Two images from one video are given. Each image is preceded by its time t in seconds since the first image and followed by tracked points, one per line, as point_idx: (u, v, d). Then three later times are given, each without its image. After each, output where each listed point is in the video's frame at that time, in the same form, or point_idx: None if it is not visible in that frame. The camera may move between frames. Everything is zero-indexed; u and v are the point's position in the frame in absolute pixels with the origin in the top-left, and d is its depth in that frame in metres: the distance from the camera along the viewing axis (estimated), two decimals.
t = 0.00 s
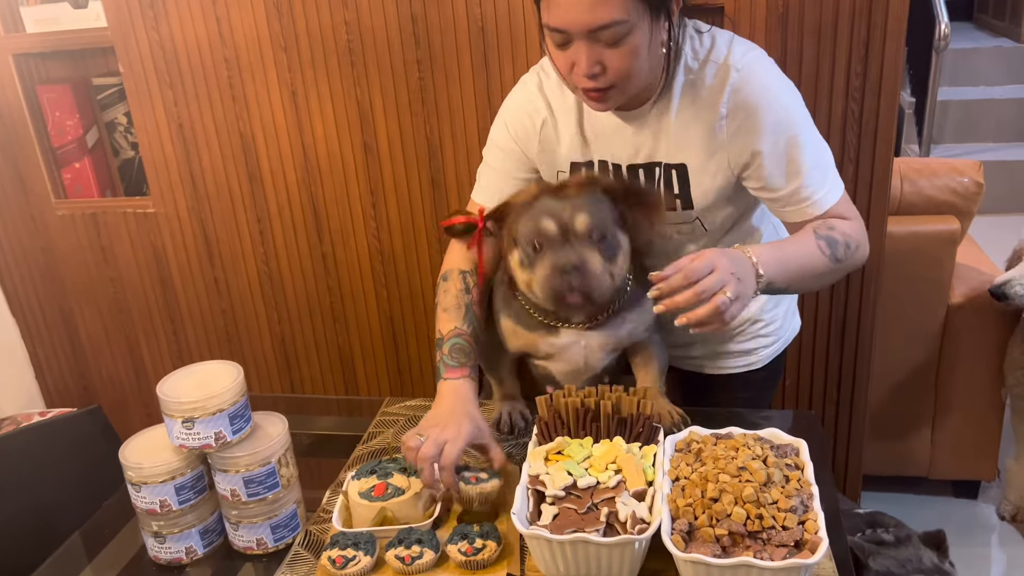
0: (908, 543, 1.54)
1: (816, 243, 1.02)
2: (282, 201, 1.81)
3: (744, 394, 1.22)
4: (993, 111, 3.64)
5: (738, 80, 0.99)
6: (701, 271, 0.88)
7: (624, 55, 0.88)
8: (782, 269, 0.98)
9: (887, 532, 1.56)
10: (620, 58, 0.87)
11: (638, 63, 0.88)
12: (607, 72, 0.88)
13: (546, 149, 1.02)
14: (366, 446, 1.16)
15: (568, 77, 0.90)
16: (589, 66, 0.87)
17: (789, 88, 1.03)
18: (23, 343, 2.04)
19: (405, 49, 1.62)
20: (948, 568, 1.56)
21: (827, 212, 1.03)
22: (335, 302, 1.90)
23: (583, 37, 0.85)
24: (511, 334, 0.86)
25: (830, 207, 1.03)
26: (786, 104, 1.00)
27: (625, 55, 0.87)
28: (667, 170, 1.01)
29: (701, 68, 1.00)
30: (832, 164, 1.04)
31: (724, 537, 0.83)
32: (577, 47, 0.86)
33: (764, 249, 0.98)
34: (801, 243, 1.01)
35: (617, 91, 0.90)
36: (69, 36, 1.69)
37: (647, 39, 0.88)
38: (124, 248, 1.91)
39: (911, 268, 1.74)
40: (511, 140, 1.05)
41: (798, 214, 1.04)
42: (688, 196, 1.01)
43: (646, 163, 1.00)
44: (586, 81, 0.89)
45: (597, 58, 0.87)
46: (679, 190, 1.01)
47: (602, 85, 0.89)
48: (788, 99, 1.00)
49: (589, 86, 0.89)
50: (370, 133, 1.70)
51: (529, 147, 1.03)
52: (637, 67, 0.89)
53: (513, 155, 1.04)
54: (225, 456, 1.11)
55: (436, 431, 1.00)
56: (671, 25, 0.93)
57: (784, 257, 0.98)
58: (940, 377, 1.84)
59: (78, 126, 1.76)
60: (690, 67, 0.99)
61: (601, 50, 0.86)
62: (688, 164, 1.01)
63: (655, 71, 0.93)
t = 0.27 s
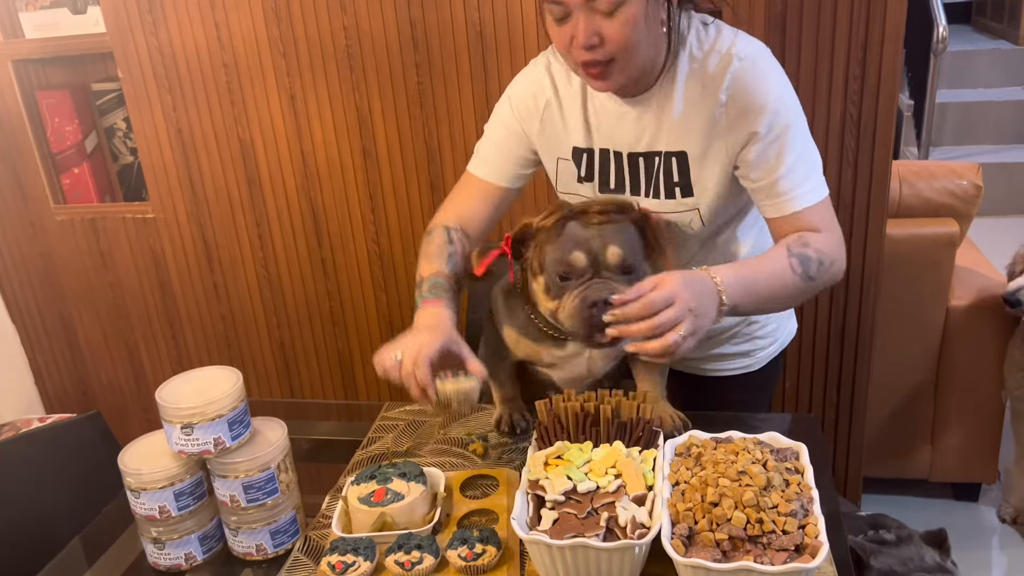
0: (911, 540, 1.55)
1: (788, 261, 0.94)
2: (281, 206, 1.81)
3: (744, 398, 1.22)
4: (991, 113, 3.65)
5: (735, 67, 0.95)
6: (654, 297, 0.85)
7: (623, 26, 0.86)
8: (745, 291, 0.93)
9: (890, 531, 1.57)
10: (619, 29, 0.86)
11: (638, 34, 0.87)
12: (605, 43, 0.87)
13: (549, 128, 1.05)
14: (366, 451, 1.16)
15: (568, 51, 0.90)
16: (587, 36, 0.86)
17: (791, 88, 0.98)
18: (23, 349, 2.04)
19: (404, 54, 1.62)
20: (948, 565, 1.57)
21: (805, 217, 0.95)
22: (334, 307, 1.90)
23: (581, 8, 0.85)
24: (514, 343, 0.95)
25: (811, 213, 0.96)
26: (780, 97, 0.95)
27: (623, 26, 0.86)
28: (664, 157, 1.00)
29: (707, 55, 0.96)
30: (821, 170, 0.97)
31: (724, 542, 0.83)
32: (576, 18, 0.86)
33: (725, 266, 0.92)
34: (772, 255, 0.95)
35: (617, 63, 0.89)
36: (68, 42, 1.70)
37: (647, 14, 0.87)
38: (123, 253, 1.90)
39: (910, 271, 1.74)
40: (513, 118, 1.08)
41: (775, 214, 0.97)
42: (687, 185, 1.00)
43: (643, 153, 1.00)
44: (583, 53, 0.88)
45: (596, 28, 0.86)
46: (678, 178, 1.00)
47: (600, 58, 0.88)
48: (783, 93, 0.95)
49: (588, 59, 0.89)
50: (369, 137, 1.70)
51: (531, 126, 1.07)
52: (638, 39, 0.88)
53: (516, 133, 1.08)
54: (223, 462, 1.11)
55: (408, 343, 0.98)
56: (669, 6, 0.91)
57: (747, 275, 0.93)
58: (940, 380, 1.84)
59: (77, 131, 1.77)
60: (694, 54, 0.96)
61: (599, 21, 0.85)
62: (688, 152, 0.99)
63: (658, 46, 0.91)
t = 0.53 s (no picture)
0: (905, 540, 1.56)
1: (729, 256, 0.89)
2: (282, 218, 1.81)
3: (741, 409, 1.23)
4: (990, 122, 3.66)
5: (727, 58, 0.97)
6: (543, 288, 0.86)
7: None
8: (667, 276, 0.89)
9: (885, 535, 1.57)
10: None
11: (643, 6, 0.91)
12: (611, 9, 0.91)
13: (552, 107, 1.11)
14: (369, 464, 1.16)
15: (574, 23, 0.93)
16: (594, 3, 0.90)
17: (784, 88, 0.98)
18: (24, 361, 2.04)
19: (405, 67, 1.63)
20: (943, 558, 1.59)
21: (762, 209, 0.93)
22: (335, 318, 1.90)
23: None
24: (507, 361, 1.04)
25: (770, 210, 0.93)
26: (765, 88, 0.95)
27: None
28: (655, 147, 1.04)
29: (706, 49, 0.98)
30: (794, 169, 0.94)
31: (725, 556, 0.84)
32: None
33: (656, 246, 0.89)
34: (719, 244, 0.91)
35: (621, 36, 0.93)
36: (69, 56, 1.71)
37: None
38: (124, 265, 1.91)
39: (909, 280, 1.74)
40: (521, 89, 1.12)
41: (737, 203, 0.95)
42: (676, 172, 1.04)
43: (637, 144, 1.05)
44: (593, 23, 0.92)
45: None
46: (667, 167, 1.04)
47: (607, 25, 0.91)
48: (769, 86, 0.95)
49: (595, 26, 0.92)
50: (369, 150, 1.71)
51: (536, 102, 1.12)
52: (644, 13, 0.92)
53: (521, 107, 1.13)
54: (225, 476, 1.11)
55: (425, 230, 1.02)
56: None
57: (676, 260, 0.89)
58: (940, 390, 1.84)
59: (79, 144, 1.78)
60: (695, 47, 0.99)
61: None
62: (677, 141, 1.02)
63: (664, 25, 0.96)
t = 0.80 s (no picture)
0: (904, 552, 1.56)
1: (698, 285, 0.92)
2: (284, 235, 1.82)
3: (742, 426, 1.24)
4: (989, 134, 3.67)
5: (722, 78, 0.97)
6: (508, 303, 0.89)
7: (631, 12, 0.93)
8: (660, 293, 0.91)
9: (883, 547, 1.57)
10: (626, 12, 0.92)
11: (645, 25, 0.93)
12: (613, 25, 0.93)
13: (553, 112, 1.12)
14: (371, 483, 1.17)
15: (577, 37, 0.96)
16: (597, 18, 0.93)
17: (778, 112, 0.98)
18: (28, 379, 2.05)
19: (406, 85, 1.64)
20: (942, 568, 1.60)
21: (739, 232, 0.94)
22: (337, 335, 1.91)
23: None
24: (490, 375, 1.07)
25: (747, 233, 0.94)
26: (756, 110, 0.95)
27: (632, 9, 0.92)
28: (649, 160, 1.04)
29: (704, 67, 0.99)
30: (776, 193, 0.95)
31: None
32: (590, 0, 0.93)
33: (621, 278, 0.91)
34: (689, 269, 0.93)
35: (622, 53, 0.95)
36: (74, 77, 1.72)
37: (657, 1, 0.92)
38: (127, 283, 1.92)
39: (909, 295, 1.75)
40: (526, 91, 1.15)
41: (715, 221, 0.96)
42: (668, 187, 1.05)
43: (633, 155, 1.05)
44: (594, 36, 0.94)
45: (606, 12, 0.93)
46: (660, 180, 1.05)
47: (608, 40, 0.93)
48: (761, 108, 0.96)
49: (597, 40, 0.94)
50: (371, 167, 1.72)
51: (540, 106, 1.13)
52: (647, 32, 0.94)
53: (525, 109, 1.15)
54: (229, 498, 1.12)
55: (417, 235, 1.02)
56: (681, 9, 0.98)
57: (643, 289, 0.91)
58: (941, 404, 1.85)
59: (83, 164, 1.79)
60: (693, 64, 1.00)
61: (609, 5, 0.92)
62: (671, 156, 1.03)
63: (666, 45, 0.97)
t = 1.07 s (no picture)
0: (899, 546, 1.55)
1: (678, 313, 0.91)
2: (285, 242, 1.83)
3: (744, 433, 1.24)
4: (990, 139, 3.67)
5: (718, 88, 0.97)
6: (490, 339, 0.88)
7: (632, 21, 0.92)
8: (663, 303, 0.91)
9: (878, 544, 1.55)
10: (626, 22, 0.92)
11: (646, 35, 0.93)
12: (613, 35, 0.93)
13: (554, 118, 1.13)
14: (372, 491, 1.16)
15: (576, 45, 0.96)
16: (597, 27, 0.93)
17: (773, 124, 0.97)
18: (29, 387, 2.05)
19: (406, 93, 1.65)
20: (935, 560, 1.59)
21: (721, 242, 0.93)
22: (338, 342, 1.91)
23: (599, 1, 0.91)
24: (473, 396, 1.09)
25: (730, 244, 0.93)
26: (749, 120, 0.95)
27: (632, 18, 0.92)
28: (646, 169, 1.05)
29: (701, 76, 0.99)
30: (762, 205, 0.94)
31: None
32: (591, 9, 0.92)
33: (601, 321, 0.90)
34: (670, 291, 0.93)
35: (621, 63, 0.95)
36: (76, 85, 1.72)
37: (657, 11, 0.92)
38: (129, 291, 1.92)
39: (910, 301, 1.75)
40: (526, 95, 1.15)
41: (699, 230, 0.96)
42: (664, 197, 1.05)
43: (632, 163, 1.06)
44: (594, 46, 0.94)
45: (606, 21, 0.92)
46: (655, 189, 1.05)
47: (607, 49, 0.93)
48: (754, 119, 0.95)
49: (596, 49, 0.94)
50: (372, 174, 1.72)
51: (541, 111, 1.14)
52: (647, 41, 0.93)
53: (526, 113, 1.16)
54: (230, 506, 1.12)
55: (399, 263, 1.02)
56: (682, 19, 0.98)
57: (624, 330, 0.90)
58: (942, 409, 1.85)
59: (84, 172, 1.80)
60: (691, 73, 1.00)
61: (610, 14, 0.92)
62: (665, 165, 1.03)
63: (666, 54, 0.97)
